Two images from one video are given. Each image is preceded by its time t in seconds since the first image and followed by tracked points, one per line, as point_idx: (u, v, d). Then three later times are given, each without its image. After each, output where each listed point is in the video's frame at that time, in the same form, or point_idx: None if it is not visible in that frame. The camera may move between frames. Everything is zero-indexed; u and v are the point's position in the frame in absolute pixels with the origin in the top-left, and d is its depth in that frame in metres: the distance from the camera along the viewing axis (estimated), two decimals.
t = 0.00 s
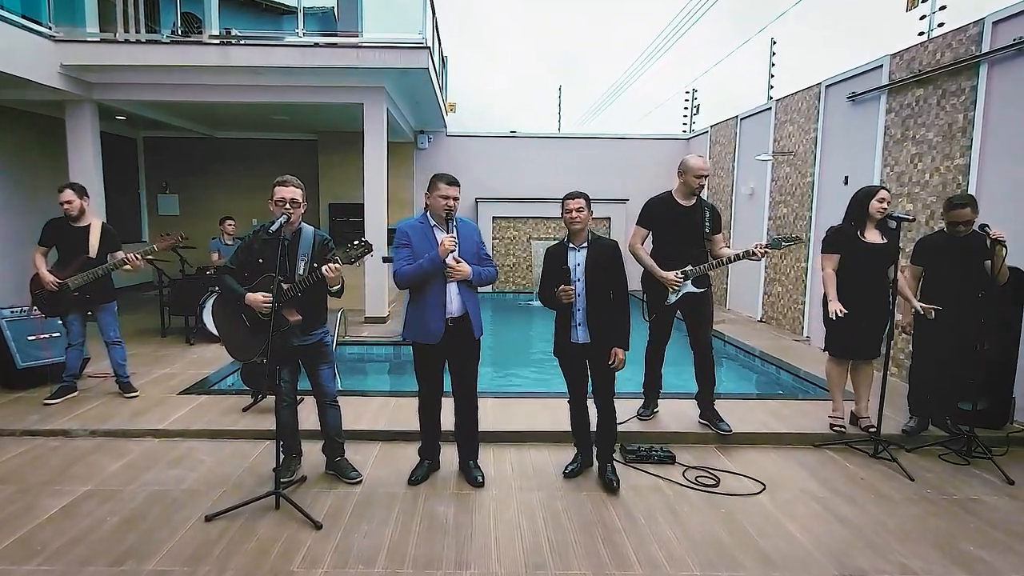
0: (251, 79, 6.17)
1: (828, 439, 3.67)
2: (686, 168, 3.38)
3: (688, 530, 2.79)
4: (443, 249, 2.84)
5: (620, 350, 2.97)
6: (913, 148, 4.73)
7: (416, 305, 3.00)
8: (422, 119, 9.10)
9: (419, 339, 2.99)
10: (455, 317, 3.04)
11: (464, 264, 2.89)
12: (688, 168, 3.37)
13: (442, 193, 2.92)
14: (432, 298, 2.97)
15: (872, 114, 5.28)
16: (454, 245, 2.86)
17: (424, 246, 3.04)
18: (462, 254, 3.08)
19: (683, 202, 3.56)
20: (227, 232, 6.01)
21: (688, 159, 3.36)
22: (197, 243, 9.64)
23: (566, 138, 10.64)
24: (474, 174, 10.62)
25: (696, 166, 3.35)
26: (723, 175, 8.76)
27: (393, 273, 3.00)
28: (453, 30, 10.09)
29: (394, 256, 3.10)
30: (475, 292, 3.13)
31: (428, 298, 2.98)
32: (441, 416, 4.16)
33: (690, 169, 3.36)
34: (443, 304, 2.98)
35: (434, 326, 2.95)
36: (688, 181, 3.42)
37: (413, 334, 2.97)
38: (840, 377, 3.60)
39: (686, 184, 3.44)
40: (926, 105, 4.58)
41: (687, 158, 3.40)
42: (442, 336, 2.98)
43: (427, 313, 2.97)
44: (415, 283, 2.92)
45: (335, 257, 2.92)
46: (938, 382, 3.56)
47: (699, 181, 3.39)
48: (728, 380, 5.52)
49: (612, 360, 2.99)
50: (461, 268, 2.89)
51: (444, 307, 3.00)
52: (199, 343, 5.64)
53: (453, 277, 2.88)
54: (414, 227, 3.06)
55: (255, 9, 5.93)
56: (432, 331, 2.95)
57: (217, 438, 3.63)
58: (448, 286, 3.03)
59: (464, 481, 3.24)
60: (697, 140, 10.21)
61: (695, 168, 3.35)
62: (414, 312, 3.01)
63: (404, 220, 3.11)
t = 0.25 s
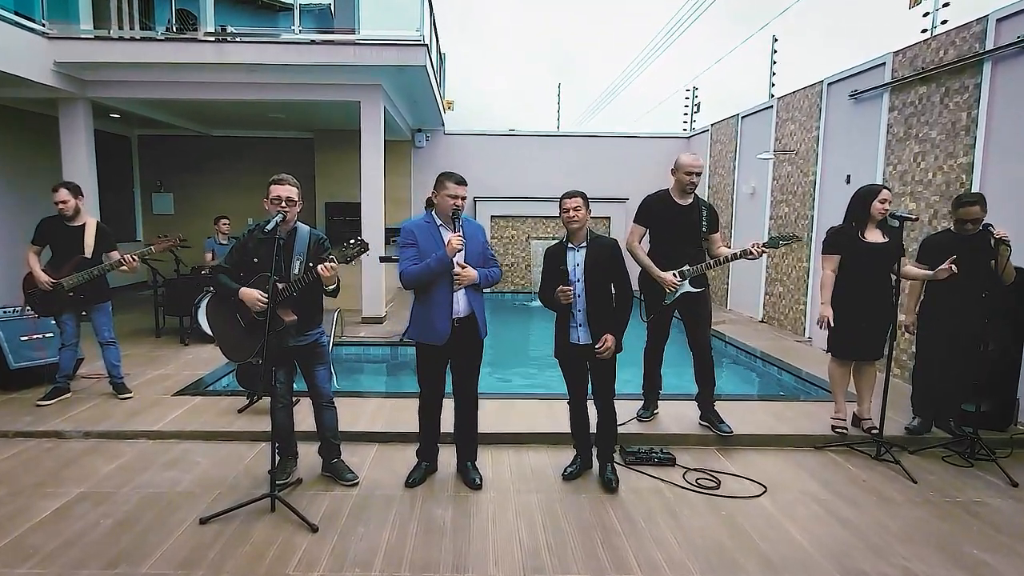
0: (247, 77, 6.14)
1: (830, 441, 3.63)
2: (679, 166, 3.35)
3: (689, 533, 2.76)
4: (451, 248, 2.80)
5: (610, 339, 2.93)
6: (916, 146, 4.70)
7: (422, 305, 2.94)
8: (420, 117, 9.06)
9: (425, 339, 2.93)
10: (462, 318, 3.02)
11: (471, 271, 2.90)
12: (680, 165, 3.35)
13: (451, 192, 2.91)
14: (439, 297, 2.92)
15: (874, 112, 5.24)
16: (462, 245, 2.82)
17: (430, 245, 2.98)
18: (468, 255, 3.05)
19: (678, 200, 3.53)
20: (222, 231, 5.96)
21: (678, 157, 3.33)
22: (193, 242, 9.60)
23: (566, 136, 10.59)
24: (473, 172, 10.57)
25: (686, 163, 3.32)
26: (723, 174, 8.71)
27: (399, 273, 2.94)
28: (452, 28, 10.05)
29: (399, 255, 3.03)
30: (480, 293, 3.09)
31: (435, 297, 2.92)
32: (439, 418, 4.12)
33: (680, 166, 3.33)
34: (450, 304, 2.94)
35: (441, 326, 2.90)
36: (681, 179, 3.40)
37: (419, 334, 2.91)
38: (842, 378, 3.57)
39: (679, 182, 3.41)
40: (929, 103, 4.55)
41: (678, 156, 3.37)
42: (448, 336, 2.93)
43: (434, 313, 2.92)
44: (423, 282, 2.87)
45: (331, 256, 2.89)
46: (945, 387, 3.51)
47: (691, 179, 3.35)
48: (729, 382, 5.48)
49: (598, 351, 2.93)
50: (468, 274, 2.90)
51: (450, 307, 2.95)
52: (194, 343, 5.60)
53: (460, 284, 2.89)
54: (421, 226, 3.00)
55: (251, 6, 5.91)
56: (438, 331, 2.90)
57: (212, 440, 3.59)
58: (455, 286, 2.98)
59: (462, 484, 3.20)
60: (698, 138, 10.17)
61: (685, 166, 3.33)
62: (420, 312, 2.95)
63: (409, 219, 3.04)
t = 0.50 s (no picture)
0: (243, 75, 6.10)
1: (832, 443, 3.60)
2: (681, 168, 3.34)
3: (690, 536, 2.72)
4: (458, 248, 2.79)
5: (591, 300, 2.88)
6: (919, 145, 4.67)
7: (428, 306, 2.91)
8: (417, 115, 9.01)
9: (430, 340, 2.90)
10: (467, 319, 3.00)
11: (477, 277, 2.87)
12: (679, 164, 3.34)
13: (457, 193, 2.88)
14: (444, 298, 2.90)
15: (876, 111, 5.21)
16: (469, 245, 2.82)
17: (435, 245, 2.95)
18: (473, 257, 3.02)
19: (683, 199, 3.50)
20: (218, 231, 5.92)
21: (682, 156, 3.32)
22: (188, 242, 9.53)
23: (565, 134, 10.51)
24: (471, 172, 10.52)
25: (689, 163, 3.31)
26: (724, 172, 8.67)
27: (404, 274, 2.91)
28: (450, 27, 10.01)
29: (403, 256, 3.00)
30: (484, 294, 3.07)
31: (440, 298, 2.90)
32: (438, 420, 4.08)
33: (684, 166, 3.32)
34: (455, 305, 2.91)
35: (447, 327, 2.88)
36: (683, 177, 3.37)
37: (425, 335, 2.89)
38: (845, 379, 3.53)
39: (681, 181, 3.39)
40: (932, 101, 4.52)
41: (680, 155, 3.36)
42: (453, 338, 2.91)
43: (440, 314, 2.89)
44: (429, 283, 2.84)
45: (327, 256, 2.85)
46: (954, 390, 3.49)
47: (694, 178, 3.33)
48: (731, 383, 5.44)
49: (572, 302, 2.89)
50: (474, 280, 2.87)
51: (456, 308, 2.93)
52: (189, 344, 5.56)
53: (466, 291, 2.87)
54: (426, 226, 2.97)
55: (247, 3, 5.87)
56: (445, 333, 2.88)
57: (207, 442, 3.56)
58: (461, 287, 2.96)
59: (460, 486, 3.16)
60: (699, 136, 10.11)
61: (687, 165, 3.31)
62: (425, 312, 2.93)
63: (413, 220, 3.01)
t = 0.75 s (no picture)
0: (239, 73, 6.07)
1: (834, 445, 3.56)
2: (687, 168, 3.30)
3: (692, 539, 2.68)
4: (465, 248, 2.74)
5: (598, 289, 2.82)
6: (922, 144, 4.63)
7: (435, 307, 2.88)
8: (414, 113, 8.97)
9: (438, 342, 2.87)
10: (473, 320, 2.97)
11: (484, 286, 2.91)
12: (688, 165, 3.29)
13: (461, 193, 2.86)
14: (452, 299, 2.86)
15: (879, 109, 5.18)
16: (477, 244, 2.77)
17: (441, 245, 2.91)
18: (479, 259, 3.02)
19: (689, 200, 3.46)
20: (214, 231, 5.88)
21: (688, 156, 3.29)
22: (183, 242, 9.48)
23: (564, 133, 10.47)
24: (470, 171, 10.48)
25: (695, 164, 3.28)
26: (725, 171, 8.63)
27: (410, 275, 2.87)
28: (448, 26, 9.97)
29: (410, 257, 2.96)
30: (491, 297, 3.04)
31: (448, 299, 2.87)
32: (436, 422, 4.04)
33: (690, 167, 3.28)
34: (463, 305, 2.88)
35: (455, 328, 2.85)
36: (689, 178, 3.33)
37: (433, 336, 2.86)
38: (846, 381, 3.49)
39: (688, 181, 3.35)
40: (935, 99, 4.49)
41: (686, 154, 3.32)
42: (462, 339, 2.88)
43: (447, 315, 2.86)
44: (437, 284, 2.80)
45: (323, 255, 2.81)
46: (960, 391, 3.46)
47: (699, 179, 3.30)
48: (731, 385, 5.39)
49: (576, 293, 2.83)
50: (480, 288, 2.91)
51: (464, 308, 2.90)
52: (184, 346, 5.52)
53: (473, 298, 2.89)
54: (432, 226, 2.93)
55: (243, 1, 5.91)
56: (453, 334, 2.84)
57: (202, 444, 3.52)
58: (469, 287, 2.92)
59: (458, 489, 3.12)
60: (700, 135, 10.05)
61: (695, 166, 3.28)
62: (432, 313, 2.89)
63: (419, 220, 2.97)
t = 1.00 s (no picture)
0: (235, 71, 6.04)
1: (837, 447, 3.53)
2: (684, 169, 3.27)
3: (693, 543, 2.64)
4: (473, 246, 2.71)
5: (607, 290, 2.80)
6: (925, 142, 4.60)
7: (442, 307, 2.86)
8: (412, 112, 8.94)
9: (444, 342, 2.85)
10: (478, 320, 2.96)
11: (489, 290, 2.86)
12: (686, 165, 3.27)
13: (464, 193, 2.83)
14: (459, 300, 2.85)
15: (881, 108, 5.15)
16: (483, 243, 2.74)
17: (446, 245, 2.87)
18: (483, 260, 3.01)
19: (686, 200, 3.43)
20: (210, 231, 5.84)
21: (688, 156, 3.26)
22: (178, 242, 9.42)
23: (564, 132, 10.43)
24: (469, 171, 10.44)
25: (695, 164, 3.25)
26: (726, 170, 8.59)
27: (416, 275, 2.82)
28: (446, 25, 9.94)
29: (413, 258, 2.91)
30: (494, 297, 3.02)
31: (454, 299, 2.85)
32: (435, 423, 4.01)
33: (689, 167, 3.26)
34: (469, 306, 2.87)
35: (462, 329, 2.84)
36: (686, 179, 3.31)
37: (440, 338, 2.84)
38: (848, 383, 3.45)
39: (687, 182, 3.33)
40: (939, 97, 4.46)
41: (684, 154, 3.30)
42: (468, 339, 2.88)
43: (454, 315, 2.85)
44: (445, 284, 2.76)
45: (320, 256, 2.78)
46: (959, 390, 3.43)
47: (698, 179, 3.28)
48: (733, 387, 5.36)
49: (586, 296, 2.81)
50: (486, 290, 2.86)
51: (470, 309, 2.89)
52: (179, 347, 5.47)
53: (479, 302, 2.85)
54: (435, 226, 2.89)
55: None
56: (460, 335, 2.84)
57: (197, 446, 3.48)
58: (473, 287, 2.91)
59: (457, 491, 3.08)
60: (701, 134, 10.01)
61: (693, 166, 3.25)
62: (438, 314, 2.87)
63: (422, 220, 2.92)
